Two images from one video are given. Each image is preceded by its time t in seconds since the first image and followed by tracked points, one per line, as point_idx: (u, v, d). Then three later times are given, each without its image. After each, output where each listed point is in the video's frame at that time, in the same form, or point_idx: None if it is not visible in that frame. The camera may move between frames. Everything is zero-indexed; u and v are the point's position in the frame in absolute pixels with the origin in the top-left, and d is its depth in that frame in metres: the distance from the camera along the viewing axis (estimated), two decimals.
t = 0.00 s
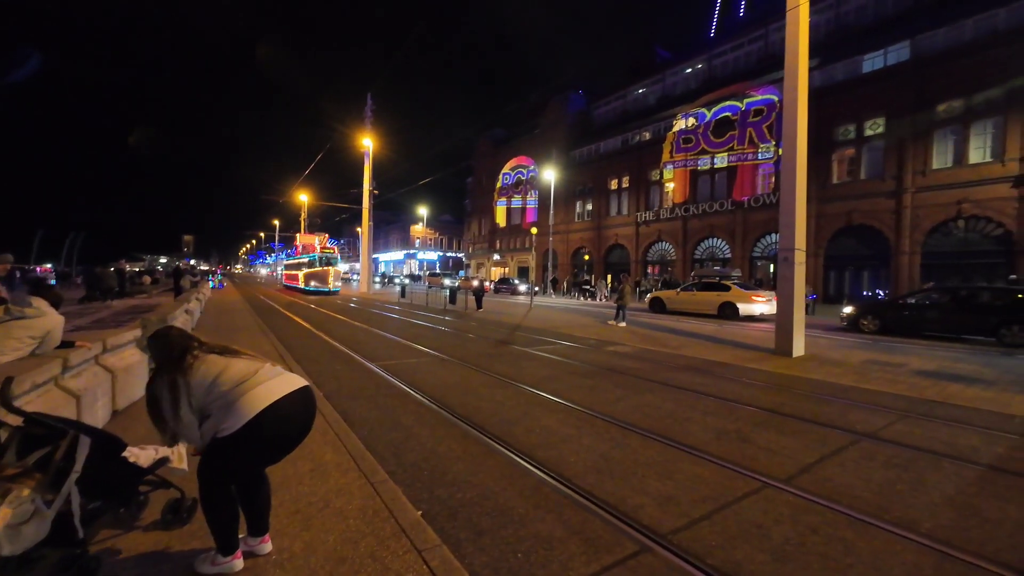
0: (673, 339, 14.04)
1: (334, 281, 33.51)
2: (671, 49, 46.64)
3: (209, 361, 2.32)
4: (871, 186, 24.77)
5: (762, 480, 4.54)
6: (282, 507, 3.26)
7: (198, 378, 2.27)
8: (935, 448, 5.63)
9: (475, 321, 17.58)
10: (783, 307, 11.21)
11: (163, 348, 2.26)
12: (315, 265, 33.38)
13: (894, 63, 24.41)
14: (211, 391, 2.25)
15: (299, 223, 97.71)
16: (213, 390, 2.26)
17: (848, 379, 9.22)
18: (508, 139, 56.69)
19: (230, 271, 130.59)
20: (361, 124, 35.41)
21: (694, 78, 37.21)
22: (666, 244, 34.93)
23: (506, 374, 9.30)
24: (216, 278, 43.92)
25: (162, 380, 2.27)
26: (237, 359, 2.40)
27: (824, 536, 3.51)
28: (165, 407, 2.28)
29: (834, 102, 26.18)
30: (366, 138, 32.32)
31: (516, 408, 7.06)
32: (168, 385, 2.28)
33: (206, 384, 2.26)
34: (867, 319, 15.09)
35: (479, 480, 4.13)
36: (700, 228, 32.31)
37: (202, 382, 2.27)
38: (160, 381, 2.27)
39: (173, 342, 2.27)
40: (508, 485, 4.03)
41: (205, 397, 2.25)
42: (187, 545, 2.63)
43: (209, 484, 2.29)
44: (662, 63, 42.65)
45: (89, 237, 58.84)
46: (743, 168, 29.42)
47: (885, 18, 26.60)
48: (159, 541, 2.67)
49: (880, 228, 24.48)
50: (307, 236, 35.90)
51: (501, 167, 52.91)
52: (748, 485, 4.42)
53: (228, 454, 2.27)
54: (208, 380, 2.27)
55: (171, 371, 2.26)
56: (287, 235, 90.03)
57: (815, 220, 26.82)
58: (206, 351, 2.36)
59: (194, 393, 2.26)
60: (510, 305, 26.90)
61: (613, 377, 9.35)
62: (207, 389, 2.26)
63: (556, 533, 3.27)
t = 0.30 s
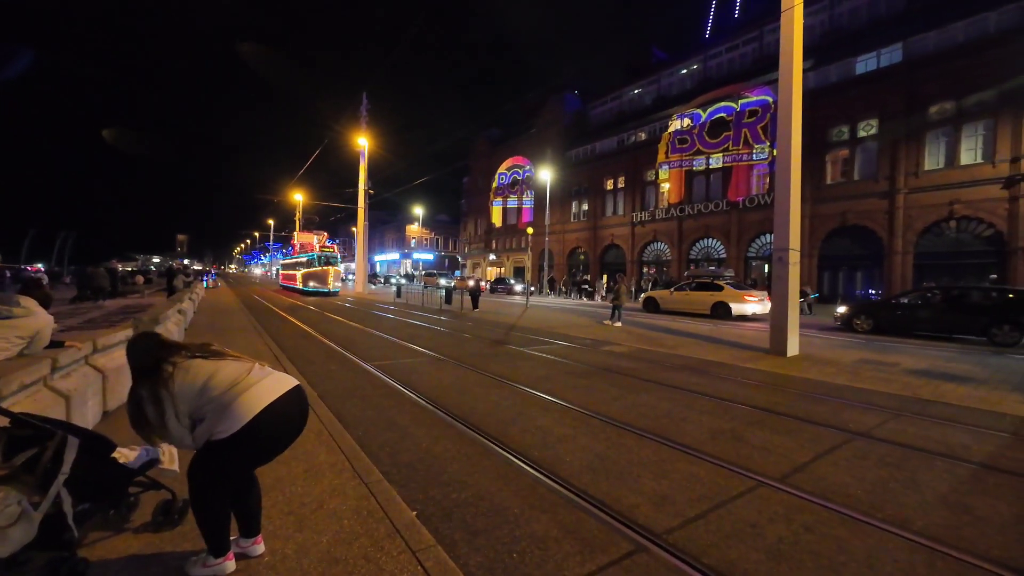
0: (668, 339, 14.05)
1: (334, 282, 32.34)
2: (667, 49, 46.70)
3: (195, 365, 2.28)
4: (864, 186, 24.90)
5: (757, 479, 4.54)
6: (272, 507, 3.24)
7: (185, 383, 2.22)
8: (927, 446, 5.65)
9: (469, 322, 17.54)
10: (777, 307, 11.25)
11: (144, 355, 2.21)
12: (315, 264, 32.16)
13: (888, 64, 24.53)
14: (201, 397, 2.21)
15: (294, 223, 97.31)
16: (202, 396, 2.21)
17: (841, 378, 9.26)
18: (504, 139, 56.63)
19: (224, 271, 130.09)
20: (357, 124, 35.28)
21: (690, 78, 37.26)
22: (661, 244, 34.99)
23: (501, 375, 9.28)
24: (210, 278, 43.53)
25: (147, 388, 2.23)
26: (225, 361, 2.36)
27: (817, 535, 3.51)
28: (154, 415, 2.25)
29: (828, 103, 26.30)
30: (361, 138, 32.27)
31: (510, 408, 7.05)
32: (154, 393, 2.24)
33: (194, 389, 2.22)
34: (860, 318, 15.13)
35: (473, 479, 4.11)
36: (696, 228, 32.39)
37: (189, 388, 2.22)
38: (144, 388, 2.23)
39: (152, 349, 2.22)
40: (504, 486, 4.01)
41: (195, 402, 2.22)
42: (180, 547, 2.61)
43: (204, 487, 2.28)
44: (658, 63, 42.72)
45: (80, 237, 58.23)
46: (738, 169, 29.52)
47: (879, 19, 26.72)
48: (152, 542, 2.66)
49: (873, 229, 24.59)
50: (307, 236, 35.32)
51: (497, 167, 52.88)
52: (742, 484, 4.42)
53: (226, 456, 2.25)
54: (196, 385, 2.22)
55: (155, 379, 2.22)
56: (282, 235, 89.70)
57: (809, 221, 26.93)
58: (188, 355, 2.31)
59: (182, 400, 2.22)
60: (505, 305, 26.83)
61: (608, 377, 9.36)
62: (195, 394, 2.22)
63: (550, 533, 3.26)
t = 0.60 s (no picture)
0: (661, 339, 14.07)
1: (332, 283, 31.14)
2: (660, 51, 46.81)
3: (181, 368, 2.24)
4: (855, 187, 25.08)
5: (750, 478, 4.55)
6: (264, 510, 3.20)
7: (170, 388, 2.18)
8: (917, 445, 5.69)
9: (464, 322, 17.50)
10: (769, 308, 11.30)
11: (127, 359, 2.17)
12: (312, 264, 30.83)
13: (878, 67, 24.75)
14: (188, 401, 2.18)
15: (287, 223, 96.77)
16: (189, 399, 2.18)
17: (832, 378, 9.30)
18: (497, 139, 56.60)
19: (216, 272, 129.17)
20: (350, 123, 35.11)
21: (683, 80, 37.36)
22: (654, 244, 35.08)
23: (494, 375, 9.26)
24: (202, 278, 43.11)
25: (130, 393, 2.19)
26: (211, 364, 2.33)
27: (811, 534, 3.51)
28: (140, 419, 2.21)
29: (819, 106, 26.47)
30: (354, 138, 32.16)
31: (504, 408, 7.04)
32: (138, 398, 2.20)
33: (180, 392, 2.18)
34: (851, 318, 15.22)
35: (467, 480, 4.10)
36: (689, 229, 32.50)
37: (175, 392, 2.18)
38: (128, 393, 2.19)
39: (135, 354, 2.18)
40: (497, 487, 3.98)
41: (181, 407, 2.18)
42: (167, 551, 2.58)
43: (194, 491, 2.25)
44: (651, 65, 42.83)
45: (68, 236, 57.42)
46: (731, 170, 29.65)
47: (870, 22, 26.93)
48: (140, 546, 2.62)
49: (864, 230, 24.78)
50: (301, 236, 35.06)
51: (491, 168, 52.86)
52: (735, 483, 4.43)
53: (214, 459, 2.22)
54: (183, 389, 2.19)
55: (138, 383, 2.18)
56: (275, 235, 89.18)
57: (801, 221, 27.09)
58: (173, 359, 2.27)
59: (167, 404, 2.18)
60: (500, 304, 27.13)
61: (601, 377, 9.36)
62: (182, 398, 2.18)
63: (545, 533, 3.25)
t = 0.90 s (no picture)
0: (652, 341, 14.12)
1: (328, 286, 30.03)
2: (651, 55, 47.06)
3: (161, 372, 2.21)
4: (842, 191, 25.36)
5: (738, 479, 4.57)
6: (250, 515, 3.16)
7: (150, 392, 2.16)
8: (902, 444, 5.75)
9: (456, 325, 17.44)
10: (758, 310, 11.37)
11: (107, 363, 2.15)
12: (306, 266, 29.70)
13: (863, 73, 25.09)
14: (169, 405, 2.15)
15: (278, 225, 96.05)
16: (169, 404, 2.15)
17: (819, 379, 9.39)
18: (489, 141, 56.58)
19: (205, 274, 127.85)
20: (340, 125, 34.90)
21: (673, 84, 37.60)
22: (645, 247, 35.26)
23: (485, 378, 9.23)
24: (190, 281, 42.58)
25: (109, 398, 2.16)
26: (193, 368, 2.30)
27: (798, 534, 3.52)
28: (120, 424, 2.18)
29: (806, 110, 26.75)
30: (345, 140, 32.02)
31: (494, 411, 7.02)
32: (117, 403, 2.17)
33: (160, 397, 2.15)
34: (838, 320, 15.35)
35: (457, 483, 4.07)
36: (679, 232, 32.67)
37: (156, 396, 2.16)
38: (107, 398, 2.16)
39: (115, 358, 2.16)
40: (488, 490, 3.96)
41: (161, 411, 2.15)
42: (149, 558, 2.53)
43: (174, 497, 2.21)
44: (642, 69, 43.05)
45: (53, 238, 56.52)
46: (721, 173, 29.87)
47: (856, 28, 27.28)
48: (121, 553, 2.57)
49: (849, 233, 25.07)
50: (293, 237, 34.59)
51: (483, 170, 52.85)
52: (724, 483, 4.44)
53: (196, 465, 2.18)
54: (164, 393, 2.16)
55: (117, 388, 2.15)
56: (265, 237, 88.42)
57: (789, 224, 27.33)
58: (154, 363, 2.24)
59: (146, 409, 2.15)
60: (493, 304, 29.28)
61: (593, 379, 9.37)
62: (161, 403, 2.15)
63: (536, 536, 3.24)
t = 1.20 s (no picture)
0: (642, 342, 14.16)
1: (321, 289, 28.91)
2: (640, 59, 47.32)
3: (145, 377, 2.17)
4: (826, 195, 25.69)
5: (726, 478, 4.58)
6: (235, 520, 3.10)
7: (131, 397, 2.12)
8: (884, 443, 5.82)
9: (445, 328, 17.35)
10: (744, 311, 11.46)
11: (88, 367, 2.13)
12: (299, 268, 29.03)
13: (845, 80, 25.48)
14: (152, 410, 2.11)
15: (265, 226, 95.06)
16: (151, 408, 2.11)
17: (804, 379, 9.47)
18: (479, 143, 56.50)
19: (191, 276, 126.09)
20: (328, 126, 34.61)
21: (661, 88, 37.85)
22: (634, 249, 35.45)
23: (475, 380, 9.19)
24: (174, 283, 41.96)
25: (89, 403, 2.13)
26: (179, 371, 2.26)
27: (782, 531, 3.54)
28: (102, 428, 2.15)
29: (791, 115, 27.06)
30: (333, 140, 31.77)
31: (483, 413, 7.00)
32: (98, 409, 2.14)
33: (141, 400, 2.12)
34: (822, 321, 15.53)
35: (444, 485, 4.04)
36: (668, 234, 32.87)
37: (138, 400, 2.12)
38: (87, 403, 2.14)
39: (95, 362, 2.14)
40: (475, 491, 3.94)
41: (143, 416, 2.11)
42: (130, 566, 2.47)
43: (155, 505, 2.16)
44: (630, 72, 43.27)
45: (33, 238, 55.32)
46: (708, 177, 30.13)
47: (839, 35, 27.67)
48: (100, 562, 2.51)
49: (833, 235, 25.39)
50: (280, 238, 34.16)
51: (473, 172, 52.76)
52: (711, 483, 4.46)
53: (177, 471, 2.13)
54: (147, 397, 2.12)
55: (97, 392, 2.12)
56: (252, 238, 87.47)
57: (774, 227, 27.59)
58: (137, 367, 2.21)
59: (127, 413, 2.11)
60: (481, 304, 31.29)
61: (582, 380, 9.39)
62: (143, 406, 2.11)
63: (524, 537, 3.22)
